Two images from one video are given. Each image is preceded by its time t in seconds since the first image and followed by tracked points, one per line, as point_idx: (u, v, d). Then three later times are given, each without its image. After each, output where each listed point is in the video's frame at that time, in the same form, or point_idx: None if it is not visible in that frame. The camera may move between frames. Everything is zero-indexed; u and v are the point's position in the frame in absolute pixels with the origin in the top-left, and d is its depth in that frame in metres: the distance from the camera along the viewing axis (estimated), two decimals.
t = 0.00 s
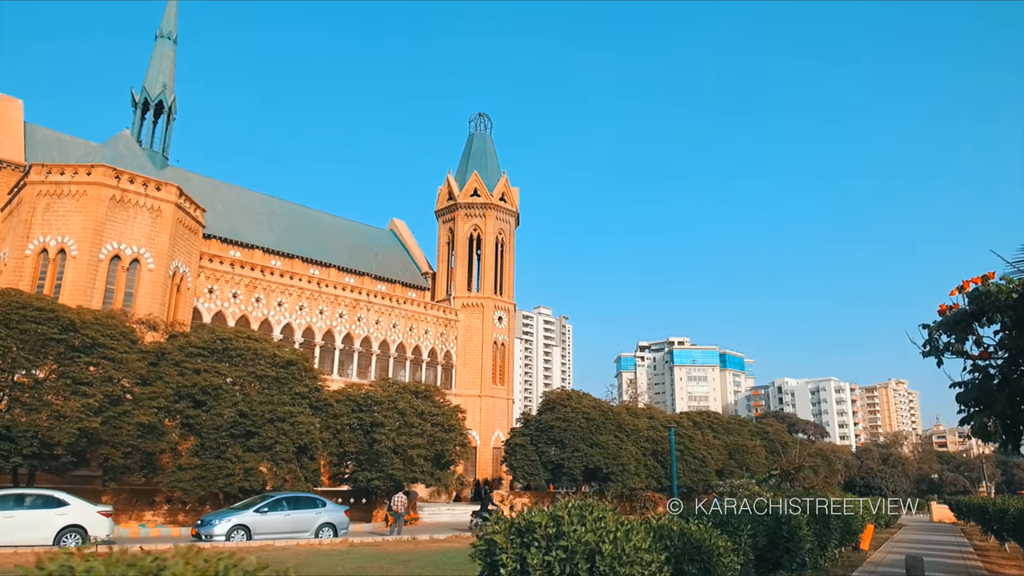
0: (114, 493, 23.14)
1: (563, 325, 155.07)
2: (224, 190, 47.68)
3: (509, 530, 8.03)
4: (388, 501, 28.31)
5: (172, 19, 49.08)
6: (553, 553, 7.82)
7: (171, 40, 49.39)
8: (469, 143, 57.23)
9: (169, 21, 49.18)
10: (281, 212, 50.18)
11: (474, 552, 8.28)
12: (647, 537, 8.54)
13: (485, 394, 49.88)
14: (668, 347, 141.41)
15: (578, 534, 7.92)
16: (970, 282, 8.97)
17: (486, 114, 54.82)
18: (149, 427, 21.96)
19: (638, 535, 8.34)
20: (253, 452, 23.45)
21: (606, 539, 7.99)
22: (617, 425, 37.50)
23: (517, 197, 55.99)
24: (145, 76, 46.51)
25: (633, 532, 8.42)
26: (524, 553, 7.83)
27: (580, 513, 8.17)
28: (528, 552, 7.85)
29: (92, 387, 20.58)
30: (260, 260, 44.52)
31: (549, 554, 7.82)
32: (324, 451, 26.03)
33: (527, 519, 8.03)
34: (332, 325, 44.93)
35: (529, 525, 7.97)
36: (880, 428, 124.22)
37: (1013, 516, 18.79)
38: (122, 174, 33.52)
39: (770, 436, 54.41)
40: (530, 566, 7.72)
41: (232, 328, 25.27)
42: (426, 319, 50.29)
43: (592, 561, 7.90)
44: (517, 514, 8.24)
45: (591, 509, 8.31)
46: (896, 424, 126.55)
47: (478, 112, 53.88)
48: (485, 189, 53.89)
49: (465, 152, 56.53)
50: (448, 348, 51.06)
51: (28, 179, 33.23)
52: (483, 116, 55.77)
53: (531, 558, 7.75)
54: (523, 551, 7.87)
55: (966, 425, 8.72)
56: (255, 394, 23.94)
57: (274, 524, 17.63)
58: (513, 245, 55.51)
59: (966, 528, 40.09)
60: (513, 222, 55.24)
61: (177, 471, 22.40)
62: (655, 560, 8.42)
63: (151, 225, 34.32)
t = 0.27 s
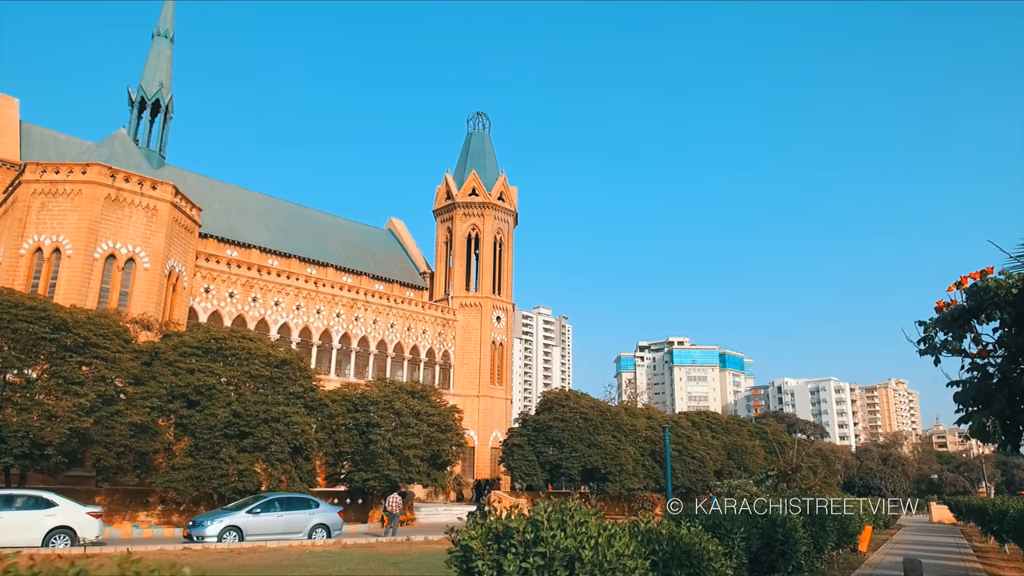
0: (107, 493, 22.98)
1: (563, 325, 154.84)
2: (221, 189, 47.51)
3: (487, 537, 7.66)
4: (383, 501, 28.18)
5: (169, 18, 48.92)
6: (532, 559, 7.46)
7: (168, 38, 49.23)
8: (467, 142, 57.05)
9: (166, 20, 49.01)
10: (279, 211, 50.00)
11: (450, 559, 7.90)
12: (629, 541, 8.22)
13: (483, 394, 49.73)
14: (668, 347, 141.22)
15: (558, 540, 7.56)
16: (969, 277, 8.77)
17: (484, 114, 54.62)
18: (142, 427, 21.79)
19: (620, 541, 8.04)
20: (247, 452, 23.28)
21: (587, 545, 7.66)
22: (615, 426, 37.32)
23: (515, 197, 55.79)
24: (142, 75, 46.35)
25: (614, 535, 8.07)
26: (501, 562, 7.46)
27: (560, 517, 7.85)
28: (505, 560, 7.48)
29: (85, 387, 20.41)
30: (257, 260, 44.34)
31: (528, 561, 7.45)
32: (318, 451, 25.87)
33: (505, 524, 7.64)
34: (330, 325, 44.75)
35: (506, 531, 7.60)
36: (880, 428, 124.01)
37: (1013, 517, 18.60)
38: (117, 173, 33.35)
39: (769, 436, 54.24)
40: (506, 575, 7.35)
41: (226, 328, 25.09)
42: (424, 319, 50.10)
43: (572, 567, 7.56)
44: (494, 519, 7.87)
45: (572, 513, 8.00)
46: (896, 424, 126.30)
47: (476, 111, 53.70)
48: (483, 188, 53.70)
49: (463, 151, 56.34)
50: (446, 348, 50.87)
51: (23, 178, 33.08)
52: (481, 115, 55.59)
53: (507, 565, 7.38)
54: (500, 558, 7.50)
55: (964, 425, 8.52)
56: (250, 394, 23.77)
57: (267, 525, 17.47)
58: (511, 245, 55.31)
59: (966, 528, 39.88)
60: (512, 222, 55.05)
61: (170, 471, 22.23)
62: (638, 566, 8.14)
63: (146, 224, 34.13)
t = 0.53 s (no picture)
0: (102, 493, 22.80)
1: (563, 325, 154.65)
2: (218, 187, 47.35)
3: (466, 535, 7.38)
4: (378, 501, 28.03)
5: (166, 16, 48.75)
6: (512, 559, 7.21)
7: (166, 37, 49.06)
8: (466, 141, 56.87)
9: (164, 18, 48.84)
10: (277, 210, 49.85)
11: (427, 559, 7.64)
12: (614, 540, 7.93)
13: (482, 394, 49.58)
14: (668, 347, 141.04)
15: (539, 540, 7.30)
16: (970, 267, 8.57)
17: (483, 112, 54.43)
18: (135, 426, 21.63)
19: (605, 540, 7.78)
20: (242, 451, 23.09)
21: (570, 543, 7.41)
22: (613, 425, 37.15)
23: (514, 196, 55.60)
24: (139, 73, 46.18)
25: (599, 534, 7.79)
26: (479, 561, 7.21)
27: (542, 515, 7.59)
28: (483, 560, 7.21)
29: (77, 385, 20.26)
30: (255, 258, 44.18)
31: (507, 561, 7.20)
32: (314, 450, 25.71)
33: (484, 522, 7.41)
34: (327, 324, 44.57)
35: (485, 529, 7.36)
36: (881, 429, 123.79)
37: (1014, 517, 18.42)
38: (113, 170, 33.17)
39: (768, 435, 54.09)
40: None
41: (221, 326, 24.91)
42: (423, 318, 49.92)
43: (553, 568, 7.30)
44: (474, 517, 7.60)
45: (554, 511, 7.74)
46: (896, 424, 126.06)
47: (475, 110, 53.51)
48: (482, 186, 53.51)
49: (462, 150, 56.16)
50: (444, 347, 50.68)
51: (19, 176, 32.95)
52: (480, 113, 55.41)
53: (485, 566, 7.11)
54: (479, 559, 7.23)
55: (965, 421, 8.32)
56: (244, 393, 23.59)
57: (260, 524, 17.29)
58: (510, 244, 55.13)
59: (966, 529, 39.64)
60: (510, 221, 54.87)
61: (164, 470, 22.04)
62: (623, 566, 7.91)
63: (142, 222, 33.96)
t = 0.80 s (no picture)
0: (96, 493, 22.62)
1: (563, 325, 154.50)
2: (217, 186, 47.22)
3: (443, 541, 6.96)
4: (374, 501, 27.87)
5: (164, 15, 48.58)
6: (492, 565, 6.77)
7: (164, 36, 48.90)
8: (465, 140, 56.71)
9: (162, 17, 48.68)
10: (275, 209, 49.70)
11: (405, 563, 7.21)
12: (602, 544, 7.44)
13: (481, 394, 49.42)
14: (668, 347, 140.85)
15: (520, 545, 6.85)
16: (972, 260, 8.37)
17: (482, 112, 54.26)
18: (130, 425, 21.46)
19: (593, 545, 7.28)
20: (238, 452, 22.91)
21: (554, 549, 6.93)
22: (612, 425, 36.95)
23: (513, 195, 55.42)
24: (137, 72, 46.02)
25: (586, 538, 7.31)
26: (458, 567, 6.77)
27: (525, 519, 7.13)
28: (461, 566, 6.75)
29: (71, 385, 20.09)
30: (253, 258, 44.04)
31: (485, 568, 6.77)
32: (310, 450, 25.53)
33: (463, 527, 6.95)
34: (326, 324, 44.40)
35: (464, 533, 6.92)
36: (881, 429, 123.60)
37: (1015, 518, 18.24)
38: (110, 169, 32.99)
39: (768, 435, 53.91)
40: None
41: (217, 326, 24.74)
42: (421, 318, 49.74)
43: None
44: (453, 520, 7.13)
45: (539, 515, 7.25)
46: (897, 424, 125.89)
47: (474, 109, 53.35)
48: (480, 186, 53.34)
49: (461, 149, 56.01)
50: (443, 347, 50.50)
51: (15, 175, 32.81)
52: (479, 112, 55.26)
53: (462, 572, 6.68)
54: (456, 565, 6.78)
55: (969, 420, 8.10)
56: (240, 392, 23.42)
57: (254, 525, 17.12)
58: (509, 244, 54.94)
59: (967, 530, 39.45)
60: (509, 220, 54.69)
61: (158, 470, 21.87)
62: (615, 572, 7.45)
63: (139, 222, 33.78)
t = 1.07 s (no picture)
0: (90, 493, 22.43)
1: (563, 325, 154.31)
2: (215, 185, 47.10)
3: (420, 543, 6.67)
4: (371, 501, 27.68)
5: (162, 13, 48.44)
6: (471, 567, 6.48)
7: (161, 34, 48.75)
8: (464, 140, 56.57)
9: (159, 15, 48.53)
10: (274, 208, 49.57)
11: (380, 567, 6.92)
12: (586, 548, 7.21)
13: (479, 394, 49.24)
14: (668, 347, 140.66)
15: (500, 547, 6.58)
16: (974, 252, 8.20)
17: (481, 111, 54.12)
18: (123, 423, 21.31)
19: (577, 549, 7.04)
20: (233, 451, 22.72)
21: (536, 552, 6.69)
22: (611, 425, 36.76)
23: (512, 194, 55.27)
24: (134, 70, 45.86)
25: (568, 541, 7.09)
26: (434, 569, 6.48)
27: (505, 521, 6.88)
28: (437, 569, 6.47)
29: (63, 384, 19.94)
30: (251, 257, 43.91)
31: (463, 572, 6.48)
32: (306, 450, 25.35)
33: (439, 528, 6.67)
34: (323, 323, 44.22)
35: (440, 535, 6.63)
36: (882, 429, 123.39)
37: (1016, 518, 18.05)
38: (106, 168, 32.82)
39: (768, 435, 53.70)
40: None
41: (212, 325, 24.57)
42: (420, 317, 49.54)
43: None
44: (430, 522, 6.87)
45: (520, 517, 7.01)
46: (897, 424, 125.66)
47: (473, 109, 53.22)
48: (479, 185, 53.19)
49: (460, 148, 55.86)
50: (441, 347, 50.30)
51: (10, 174, 32.65)
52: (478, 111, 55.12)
53: None
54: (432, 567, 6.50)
55: (971, 417, 7.92)
56: (235, 392, 23.24)
57: (247, 526, 16.94)
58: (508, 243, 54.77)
59: (968, 530, 39.23)
60: (508, 219, 54.53)
61: (153, 470, 21.70)
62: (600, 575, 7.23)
63: (135, 220, 33.61)
